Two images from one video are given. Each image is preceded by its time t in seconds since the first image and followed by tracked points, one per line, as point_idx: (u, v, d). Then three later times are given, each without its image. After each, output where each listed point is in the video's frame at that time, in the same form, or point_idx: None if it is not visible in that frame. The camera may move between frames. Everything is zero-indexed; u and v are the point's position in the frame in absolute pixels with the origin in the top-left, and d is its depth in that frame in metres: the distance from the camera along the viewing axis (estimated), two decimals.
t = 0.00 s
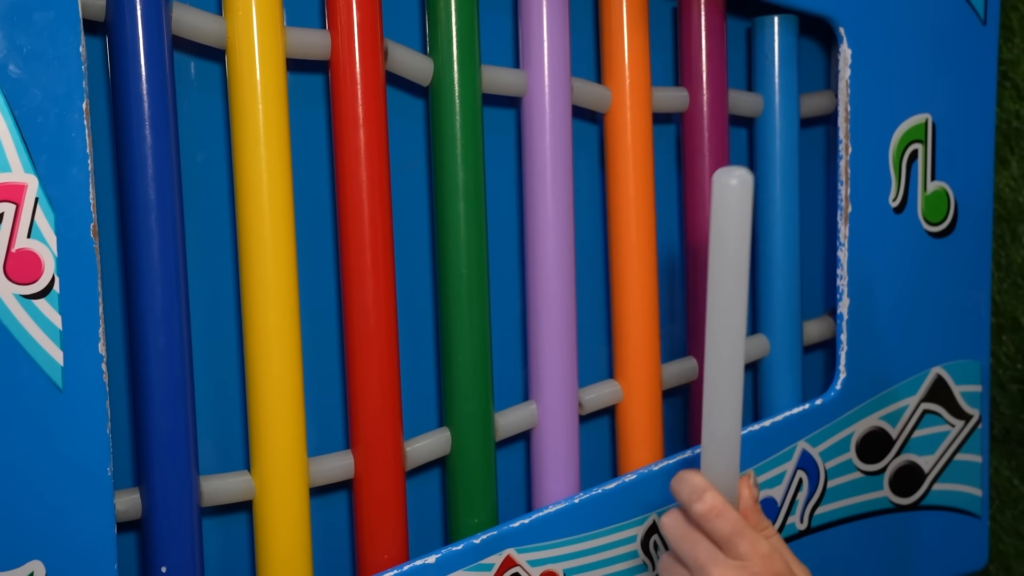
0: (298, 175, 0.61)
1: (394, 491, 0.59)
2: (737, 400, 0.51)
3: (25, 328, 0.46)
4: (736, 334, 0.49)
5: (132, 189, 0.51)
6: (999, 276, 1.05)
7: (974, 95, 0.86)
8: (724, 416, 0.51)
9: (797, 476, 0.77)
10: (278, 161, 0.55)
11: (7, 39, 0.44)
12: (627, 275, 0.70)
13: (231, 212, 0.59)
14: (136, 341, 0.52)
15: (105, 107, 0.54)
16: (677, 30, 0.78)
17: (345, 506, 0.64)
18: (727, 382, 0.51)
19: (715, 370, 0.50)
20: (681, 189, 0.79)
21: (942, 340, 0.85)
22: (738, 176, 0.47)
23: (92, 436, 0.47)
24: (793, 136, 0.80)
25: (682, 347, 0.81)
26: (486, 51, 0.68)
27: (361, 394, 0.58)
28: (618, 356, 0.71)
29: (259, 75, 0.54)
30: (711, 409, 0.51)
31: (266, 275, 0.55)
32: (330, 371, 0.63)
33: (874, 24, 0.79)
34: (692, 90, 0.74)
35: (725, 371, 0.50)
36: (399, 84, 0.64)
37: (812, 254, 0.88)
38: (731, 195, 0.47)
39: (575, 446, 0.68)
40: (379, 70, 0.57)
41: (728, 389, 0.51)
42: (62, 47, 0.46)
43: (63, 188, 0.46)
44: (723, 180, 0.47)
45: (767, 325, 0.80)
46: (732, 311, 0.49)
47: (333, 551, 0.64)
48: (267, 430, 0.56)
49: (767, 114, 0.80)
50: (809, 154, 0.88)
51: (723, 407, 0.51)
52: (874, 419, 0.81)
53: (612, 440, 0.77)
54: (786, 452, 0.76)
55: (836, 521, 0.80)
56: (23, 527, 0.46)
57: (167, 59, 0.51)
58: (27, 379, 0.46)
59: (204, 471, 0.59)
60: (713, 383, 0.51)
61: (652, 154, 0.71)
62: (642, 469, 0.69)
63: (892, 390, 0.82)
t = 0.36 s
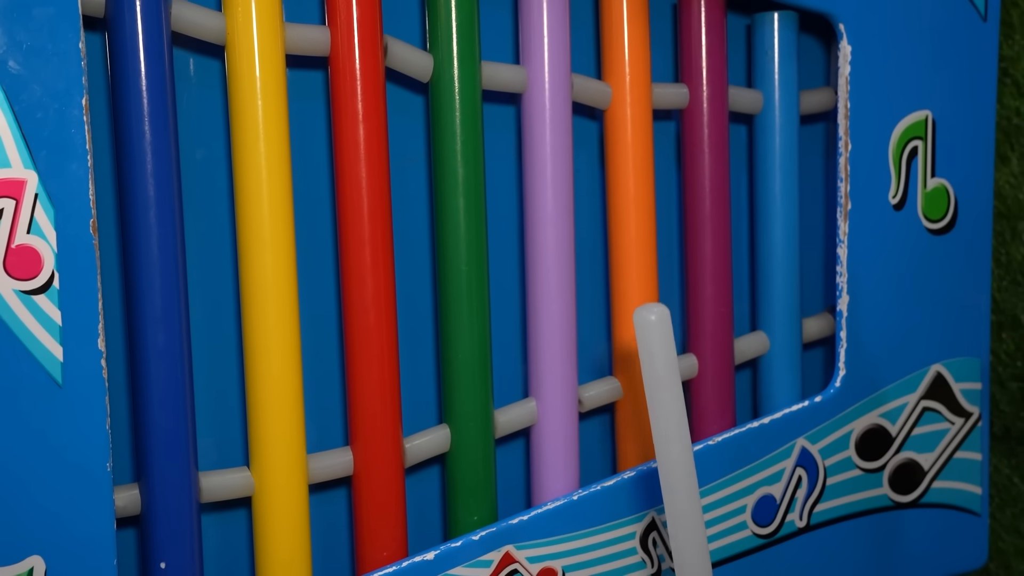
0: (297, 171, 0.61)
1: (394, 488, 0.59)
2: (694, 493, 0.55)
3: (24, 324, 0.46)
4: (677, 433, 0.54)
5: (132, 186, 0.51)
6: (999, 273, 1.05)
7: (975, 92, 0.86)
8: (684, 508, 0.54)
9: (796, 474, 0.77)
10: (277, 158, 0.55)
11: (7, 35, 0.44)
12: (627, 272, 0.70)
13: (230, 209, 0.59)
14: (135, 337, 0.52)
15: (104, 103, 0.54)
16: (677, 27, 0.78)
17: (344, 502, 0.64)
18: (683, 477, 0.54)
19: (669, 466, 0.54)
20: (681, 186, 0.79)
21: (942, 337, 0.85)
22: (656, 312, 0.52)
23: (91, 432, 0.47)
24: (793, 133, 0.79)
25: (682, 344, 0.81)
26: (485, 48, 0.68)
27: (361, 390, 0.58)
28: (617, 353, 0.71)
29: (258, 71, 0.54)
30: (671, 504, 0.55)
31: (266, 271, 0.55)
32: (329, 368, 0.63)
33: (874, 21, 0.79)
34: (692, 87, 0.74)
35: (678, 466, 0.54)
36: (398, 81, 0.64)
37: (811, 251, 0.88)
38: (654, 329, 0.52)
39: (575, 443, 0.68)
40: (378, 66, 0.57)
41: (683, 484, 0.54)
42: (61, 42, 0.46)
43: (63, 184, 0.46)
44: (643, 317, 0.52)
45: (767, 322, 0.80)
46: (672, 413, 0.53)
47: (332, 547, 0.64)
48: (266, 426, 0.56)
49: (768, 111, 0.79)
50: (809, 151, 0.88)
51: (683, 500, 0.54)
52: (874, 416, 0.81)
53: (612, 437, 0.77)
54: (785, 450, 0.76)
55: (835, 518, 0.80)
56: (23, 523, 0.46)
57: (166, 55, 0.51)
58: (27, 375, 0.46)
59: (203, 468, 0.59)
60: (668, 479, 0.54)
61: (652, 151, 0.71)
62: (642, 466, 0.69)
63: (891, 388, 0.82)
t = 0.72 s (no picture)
0: (298, 163, 0.61)
1: (394, 481, 0.59)
2: (761, 480, 0.61)
3: (25, 315, 0.46)
4: (757, 429, 0.60)
5: (133, 178, 0.51)
6: (1001, 267, 1.04)
7: (978, 85, 0.86)
8: (747, 496, 0.61)
9: (797, 467, 0.77)
10: (278, 150, 0.55)
11: (7, 26, 0.44)
12: (628, 265, 0.70)
13: (231, 201, 0.59)
14: (136, 329, 0.52)
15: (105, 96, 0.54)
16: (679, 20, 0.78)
17: (345, 495, 0.64)
18: (752, 467, 0.61)
19: (740, 454, 0.61)
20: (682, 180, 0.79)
21: (944, 331, 0.85)
22: (757, 305, 0.59)
23: (93, 423, 0.47)
24: (795, 127, 0.79)
25: (683, 338, 0.81)
26: (487, 40, 0.68)
27: (362, 382, 0.58)
28: (618, 347, 0.71)
29: (259, 63, 0.54)
30: (737, 480, 0.61)
31: (267, 263, 0.55)
32: (330, 360, 0.63)
33: (877, 14, 0.78)
34: (694, 79, 0.74)
35: (750, 457, 0.60)
36: (399, 73, 0.64)
37: (813, 244, 0.88)
38: (753, 317, 0.58)
39: (576, 436, 0.68)
40: (379, 58, 0.57)
41: (751, 468, 0.61)
42: (62, 33, 0.46)
43: (64, 175, 0.46)
44: (745, 306, 0.59)
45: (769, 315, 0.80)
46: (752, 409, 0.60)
47: (333, 539, 0.64)
48: (267, 418, 0.56)
49: (770, 104, 0.79)
50: (811, 145, 0.87)
51: (747, 487, 0.61)
52: (875, 410, 0.81)
53: (613, 430, 0.77)
54: (787, 443, 0.76)
55: (837, 512, 0.80)
56: (24, 515, 0.46)
57: (167, 47, 0.51)
58: (28, 367, 0.46)
59: (205, 460, 0.59)
60: (738, 465, 0.61)
61: (654, 145, 0.71)
62: (643, 459, 0.69)
63: (893, 382, 0.82)
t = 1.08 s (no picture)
0: (303, 164, 0.61)
1: (399, 481, 0.59)
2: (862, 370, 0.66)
3: (30, 315, 0.46)
4: (858, 337, 0.65)
5: (138, 178, 0.51)
6: (1005, 268, 1.04)
7: (982, 86, 0.86)
8: (851, 389, 0.67)
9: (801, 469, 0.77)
10: (284, 150, 0.55)
11: (13, 26, 0.44)
12: (633, 266, 0.70)
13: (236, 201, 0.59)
14: (142, 329, 0.52)
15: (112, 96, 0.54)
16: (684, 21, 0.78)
17: (349, 495, 0.64)
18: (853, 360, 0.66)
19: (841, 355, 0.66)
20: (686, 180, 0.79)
21: (947, 332, 0.85)
22: (859, 191, 0.60)
23: (97, 424, 0.47)
24: (800, 128, 0.79)
25: (687, 338, 0.81)
26: (492, 41, 0.68)
27: (366, 383, 0.58)
28: (623, 347, 0.71)
29: (265, 63, 0.54)
30: (841, 369, 0.66)
31: (271, 264, 0.55)
32: (335, 360, 0.63)
33: (882, 14, 0.78)
34: (699, 80, 0.74)
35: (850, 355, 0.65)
36: (404, 73, 0.64)
37: (817, 245, 0.88)
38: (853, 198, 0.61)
39: (580, 436, 0.67)
40: (385, 58, 0.57)
41: (854, 360, 0.66)
42: (68, 33, 0.46)
43: (70, 175, 0.46)
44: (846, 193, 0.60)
45: (773, 316, 0.80)
46: (858, 307, 0.64)
47: (337, 540, 0.64)
48: (272, 419, 0.55)
49: (774, 105, 0.79)
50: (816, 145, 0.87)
51: (851, 377, 0.66)
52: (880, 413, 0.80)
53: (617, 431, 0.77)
54: (790, 445, 0.76)
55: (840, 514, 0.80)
56: (29, 515, 0.46)
57: (173, 47, 0.51)
58: (33, 367, 0.46)
59: (209, 461, 0.59)
60: (841, 364, 0.66)
61: (658, 145, 0.71)
62: (647, 460, 0.69)
63: (897, 383, 0.81)
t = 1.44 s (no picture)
0: (302, 163, 0.61)
1: (397, 481, 0.59)
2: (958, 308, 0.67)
3: (28, 314, 0.45)
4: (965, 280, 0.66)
5: (136, 177, 0.51)
6: (1005, 268, 1.04)
7: (982, 86, 0.86)
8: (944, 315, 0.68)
9: (801, 469, 0.77)
10: (282, 149, 0.55)
11: (10, 25, 0.44)
12: (632, 265, 0.70)
13: (235, 201, 0.59)
14: (140, 328, 0.51)
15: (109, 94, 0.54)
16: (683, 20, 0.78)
17: (348, 495, 0.64)
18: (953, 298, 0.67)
19: (946, 294, 0.67)
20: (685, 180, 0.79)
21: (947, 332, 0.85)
22: None
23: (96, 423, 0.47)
24: (799, 127, 0.79)
25: (687, 338, 0.81)
26: (491, 40, 0.68)
27: (365, 383, 0.58)
28: (622, 347, 0.71)
29: (263, 62, 0.54)
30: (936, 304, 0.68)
31: (270, 263, 0.55)
32: (334, 361, 0.63)
33: (881, 14, 0.78)
34: (698, 79, 0.74)
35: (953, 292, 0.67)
36: (403, 73, 0.64)
37: (817, 246, 0.88)
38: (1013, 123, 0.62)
39: (579, 436, 0.67)
40: (384, 57, 0.57)
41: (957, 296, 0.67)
42: (66, 32, 0.45)
43: (68, 175, 0.46)
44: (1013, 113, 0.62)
45: (773, 316, 0.80)
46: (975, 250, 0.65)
47: (336, 540, 0.64)
48: (271, 419, 0.55)
49: (773, 104, 0.79)
50: (815, 145, 0.87)
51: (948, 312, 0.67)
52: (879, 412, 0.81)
53: (616, 431, 0.77)
54: (790, 444, 0.76)
55: (838, 514, 0.80)
56: (26, 515, 0.46)
57: (171, 46, 0.51)
58: (30, 367, 0.46)
59: (207, 461, 0.59)
60: (942, 299, 0.67)
61: (658, 144, 0.71)
62: (646, 460, 0.69)
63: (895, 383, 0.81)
